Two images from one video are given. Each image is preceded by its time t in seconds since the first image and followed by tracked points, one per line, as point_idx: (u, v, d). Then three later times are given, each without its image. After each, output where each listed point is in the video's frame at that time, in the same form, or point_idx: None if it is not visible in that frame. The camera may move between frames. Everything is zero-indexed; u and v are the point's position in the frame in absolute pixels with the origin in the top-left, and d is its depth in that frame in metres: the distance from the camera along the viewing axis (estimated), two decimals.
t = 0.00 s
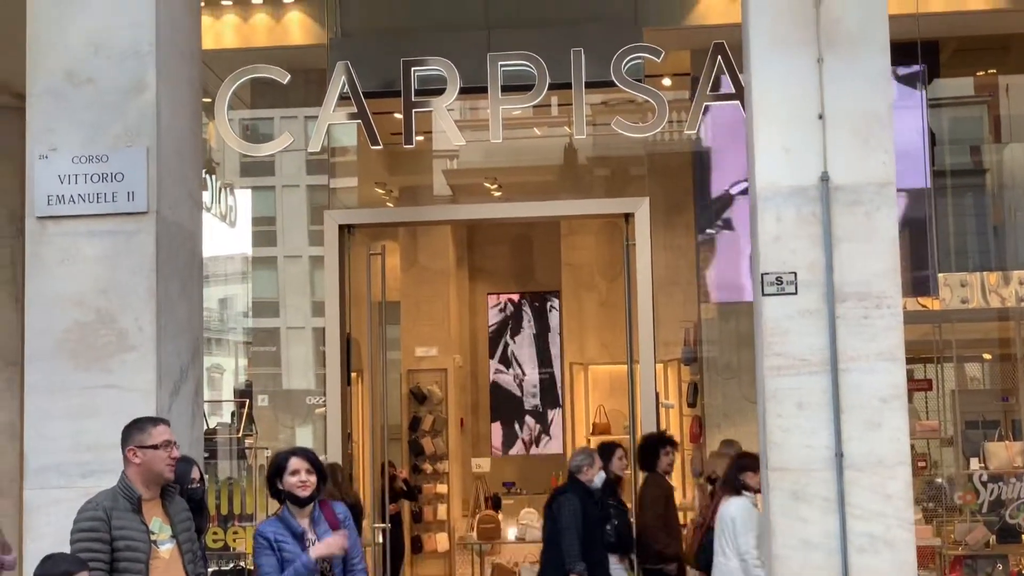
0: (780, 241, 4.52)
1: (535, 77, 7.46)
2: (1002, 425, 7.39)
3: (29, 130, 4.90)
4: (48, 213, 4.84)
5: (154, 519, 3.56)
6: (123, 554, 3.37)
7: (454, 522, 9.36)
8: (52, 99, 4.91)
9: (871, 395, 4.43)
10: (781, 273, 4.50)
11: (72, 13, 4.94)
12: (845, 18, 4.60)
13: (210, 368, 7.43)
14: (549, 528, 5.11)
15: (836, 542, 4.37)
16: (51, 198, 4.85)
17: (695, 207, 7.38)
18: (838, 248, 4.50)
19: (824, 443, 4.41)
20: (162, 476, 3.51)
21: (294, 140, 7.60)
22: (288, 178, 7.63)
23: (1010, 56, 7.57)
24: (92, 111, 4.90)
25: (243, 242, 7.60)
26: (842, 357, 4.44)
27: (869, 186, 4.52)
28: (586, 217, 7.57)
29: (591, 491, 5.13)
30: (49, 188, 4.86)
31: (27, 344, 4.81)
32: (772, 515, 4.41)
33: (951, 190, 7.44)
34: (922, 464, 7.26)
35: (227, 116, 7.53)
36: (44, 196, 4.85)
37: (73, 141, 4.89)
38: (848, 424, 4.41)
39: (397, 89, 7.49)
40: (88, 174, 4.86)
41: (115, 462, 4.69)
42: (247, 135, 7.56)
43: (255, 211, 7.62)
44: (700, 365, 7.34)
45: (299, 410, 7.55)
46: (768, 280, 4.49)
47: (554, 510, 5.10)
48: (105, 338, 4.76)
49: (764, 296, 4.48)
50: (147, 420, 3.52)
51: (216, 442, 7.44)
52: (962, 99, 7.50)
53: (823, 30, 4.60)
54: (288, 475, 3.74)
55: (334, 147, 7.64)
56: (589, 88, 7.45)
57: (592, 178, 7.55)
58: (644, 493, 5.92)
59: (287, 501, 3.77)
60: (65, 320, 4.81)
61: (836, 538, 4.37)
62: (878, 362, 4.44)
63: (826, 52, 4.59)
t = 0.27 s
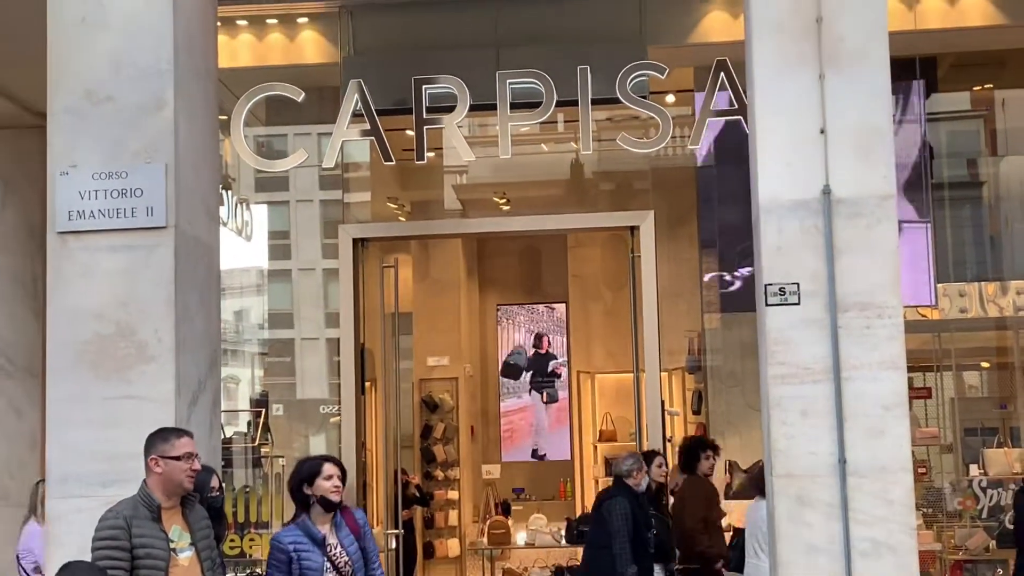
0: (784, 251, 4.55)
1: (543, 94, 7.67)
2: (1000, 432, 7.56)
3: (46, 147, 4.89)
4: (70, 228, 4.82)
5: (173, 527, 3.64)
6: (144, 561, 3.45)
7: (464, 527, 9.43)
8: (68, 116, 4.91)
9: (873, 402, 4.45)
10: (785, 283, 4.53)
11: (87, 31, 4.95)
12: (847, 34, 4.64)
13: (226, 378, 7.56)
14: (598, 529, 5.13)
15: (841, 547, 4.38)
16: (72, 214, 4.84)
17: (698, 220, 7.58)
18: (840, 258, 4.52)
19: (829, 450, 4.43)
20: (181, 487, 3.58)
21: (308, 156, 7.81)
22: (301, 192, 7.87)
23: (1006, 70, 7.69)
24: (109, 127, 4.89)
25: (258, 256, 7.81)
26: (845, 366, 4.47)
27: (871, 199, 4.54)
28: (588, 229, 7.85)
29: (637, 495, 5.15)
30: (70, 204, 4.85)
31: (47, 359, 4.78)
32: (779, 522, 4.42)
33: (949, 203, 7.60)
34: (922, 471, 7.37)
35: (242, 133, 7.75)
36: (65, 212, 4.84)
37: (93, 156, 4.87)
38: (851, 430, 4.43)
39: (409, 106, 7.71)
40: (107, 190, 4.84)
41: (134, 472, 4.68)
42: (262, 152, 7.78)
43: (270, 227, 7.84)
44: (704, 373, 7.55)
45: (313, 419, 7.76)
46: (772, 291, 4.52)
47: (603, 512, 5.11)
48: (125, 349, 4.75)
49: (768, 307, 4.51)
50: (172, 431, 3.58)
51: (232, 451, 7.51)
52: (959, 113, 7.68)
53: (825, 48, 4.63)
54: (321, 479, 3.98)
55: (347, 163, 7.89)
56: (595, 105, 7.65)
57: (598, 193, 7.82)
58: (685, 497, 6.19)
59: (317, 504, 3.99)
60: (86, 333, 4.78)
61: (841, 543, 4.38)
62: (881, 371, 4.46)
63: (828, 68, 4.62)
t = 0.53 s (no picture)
0: (784, 255, 4.69)
1: (547, 101, 7.85)
2: (998, 432, 7.70)
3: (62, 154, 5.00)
4: (83, 233, 4.93)
5: (184, 526, 3.76)
6: (155, 560, 3.55)
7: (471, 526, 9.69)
8: (84, 123, 5.02)
9: (872, 403, 4.57)
10: (785, 286, 4.67)
11: (100, 41, 5.05)
12: (846, 41, 4.78)
13: (237, 380, 7.75)
14: (639, 527, 5.42)
15: (840, 545, 4.51)
16: (86, 219, 4.94)
17: (700, 224, 7.71)
18: (839, 263, 4.67)
19: (828, 449, 4.56)
20: (191, 488, 3.69)
21: (317, 162, 7.95)
22: (310, 198, 7.98)
23: (1002, 77, 7.84)
24: (124, 135, 4.99)
25: (268, 260, 7.95)
26: (844, 367, 4.60)
27: (870, 205, 4.68)
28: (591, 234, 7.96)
29: (677, 496, 5.51)
30: (84, 209, 4.96)
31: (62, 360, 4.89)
32: (780, 522, 4.55)
33: (947, 207, 7.72)
34: (920, 471, 7.50)
35: (253, 140, 7.91)
36: (79, 217, 4.94)
37: (107, 164, 4.98)
38: (849, 431, 4.56)
39: (416, 113, 7.90)
40: (120, 196, 4.95)
41: (148, 472, 4.77)
42: (271, 158, 7.94)
43: (281, 231, 7.98)
44: (706, 375, 7.68)
45: (323, 420, 7.89)
46: (772, 293, 4.66)
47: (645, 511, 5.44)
48: (138, 351, 4.84)
49: (768, 308, 4.65)
50: (183, 433, 3.70)
51: (243, 452, 7.67)
52: (956, 119, 7.81)
53: (824, 56, 4.77)
54: (340, 477, 4.17)
55: (355, 169, 7.98)
56: (598, 113, 7.82)
57: (602, 198, 7.92)
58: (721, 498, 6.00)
59: (336, 500, 4.16)
60: (100, 335, 4.88)
61: (840, 541, 4.51)
62: (879, 372, 4.59)
63: (827, 76, 4.76)
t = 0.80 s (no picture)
0: (778, 250, 4.82)
1: (546, 99, 7.97)
2: (988, 425, 7.88)
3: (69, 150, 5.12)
4: (89, 228, 5.05)
5: (188, 517, 3.89)
6: (157, 551, 3.66)
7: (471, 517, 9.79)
8: (90, 120, 5.14)
9: (865, 395, 4.70)
10: (779, 281, 4.79)
11: (105, 41, 5.18)
12: (841, 41, 4.91)
13: (242, 373, 7.82)
14: (666, 515, 5.62)
15: (833, 535, 4.63)
16: (91, 214, 5.07)
17: (697, 219, 7.86)
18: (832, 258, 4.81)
19: (821, 442, 4.69)
20: (193, 480, 3.78)
21: (320, 159, 8.07)
22: (312, 195, 8.11)
23: (994, 77, 7.98)
24: (129, 132, 5.12)
25: (272, 256, 8.09)
26: (838, 360, 4.73)
27: (863, 201, 4.81)
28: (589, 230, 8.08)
29: (702, 482, 5.68)
30: (89, 205, 5.08)
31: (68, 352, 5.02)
32: (773, 512, 4.67)
33: (938, 203, 7.87)
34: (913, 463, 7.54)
35: (256, 136, 8.04)
36: (85, 213, 5.07)
37: (112, 160, 5.10)
38: (842, 423, 4.68)
39: (417, 111, 8.02)
40: (125, 192, 5.07)
41: (154, 463, 4.89)
42: (275, 155, 8.07)
43: (284, 228, 8.11)
44: (702, 368, 7.80)
45: (326, 412, 8.04)
46: (767, 288, 4.79)
47: (672, 499, 5.62)
48: (143, 345, 4.96)
49: (762, 303, 4.78)
50: (186, 426, 3.77)
51: (247, 444, 7.80)
52: (948, 117, 7.93)
53: (818, 55, 4.90)
54: (345, 469, 4.27)
55: (357, 166, 8.11)
56: (597, 109, 7.92)
57: (600, 194, 8.04)
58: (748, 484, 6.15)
59: (341, 491, 4.28)
60: (105, 329, 5.01)
61: (833, 531, 4.64)
62: (872, 366, 4.71)
63: (821, 75, 4.90)
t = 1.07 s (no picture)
0: (770, 243, 5.00)
1: (544, 96, 8.18)
2: (974, 414, 8.00)
3: (79, 145, 5.32)
4: (97, 222, 5.26)
5: (193, 502, 4.06)
6: (163, 536, 3.88)
7: (471, 503, 10.07)
8: (99, 116, 5.34)
9: (853, 385, 4.90)
10: (771, 274, 4.98)
11: (112, 38, 5.37)
12: (831, 40, 5.09)
13: (248, 363, 8.05)
14: (691, 504, 5.80)
15: (822, 521, 4.82)
16: (100, 208, 5.27)
17: (690, 214, 8.08)
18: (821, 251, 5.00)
19: (810, 431, 4.87)
20: (198, 467, 3.98)
21: (323, 155, 8.27)
22: (317, 190, 8.31)
23: (981, 74, 8.17)
24: (137, 127, 5.31)
25: (276, 248, 8.28)
26: (828, 351, 4.91)
27: (853, 195, 4.99)
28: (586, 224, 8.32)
29: (725, 472, 5.83)
30: (98, 199, 5.28)
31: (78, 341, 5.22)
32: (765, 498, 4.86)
33: (926, 198, 8.11)
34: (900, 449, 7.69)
35: (261, 133, 8.20)
36: (94, 206, 5.27)
37: (120, 155, 5.30)
38: (832, 413, 4.87)
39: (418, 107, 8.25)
40: (133, 186, 5.27)
41: (160, 451, 5.12)
42: (279, 150, 8.25)
43: (289, 222, 8.29)
44: (696, 359, 7.99)
45: (329, 401, 8.24)
46: (759, 280, 4.97)
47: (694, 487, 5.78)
48: (151, 336, 5.17)
49: (755, 295, 4.96)
50: (193, 415, 3.98)
51: (253, 432, 8.07)
52: (935, 114, 8.14)
53: (809, 54, 5.09)
54: (349, 456, 4.39)
55: (360, 161, 8.32)
56: (593, 106, 8.14)
57: (597, 189, 8.26)
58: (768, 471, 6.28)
59: (344, 478, 4.41)
60: (114, 319, 5.22)
61: (822, 516, 4.82)
62: (862, 356, 4.90)
63: (813, 72, 5.07)
